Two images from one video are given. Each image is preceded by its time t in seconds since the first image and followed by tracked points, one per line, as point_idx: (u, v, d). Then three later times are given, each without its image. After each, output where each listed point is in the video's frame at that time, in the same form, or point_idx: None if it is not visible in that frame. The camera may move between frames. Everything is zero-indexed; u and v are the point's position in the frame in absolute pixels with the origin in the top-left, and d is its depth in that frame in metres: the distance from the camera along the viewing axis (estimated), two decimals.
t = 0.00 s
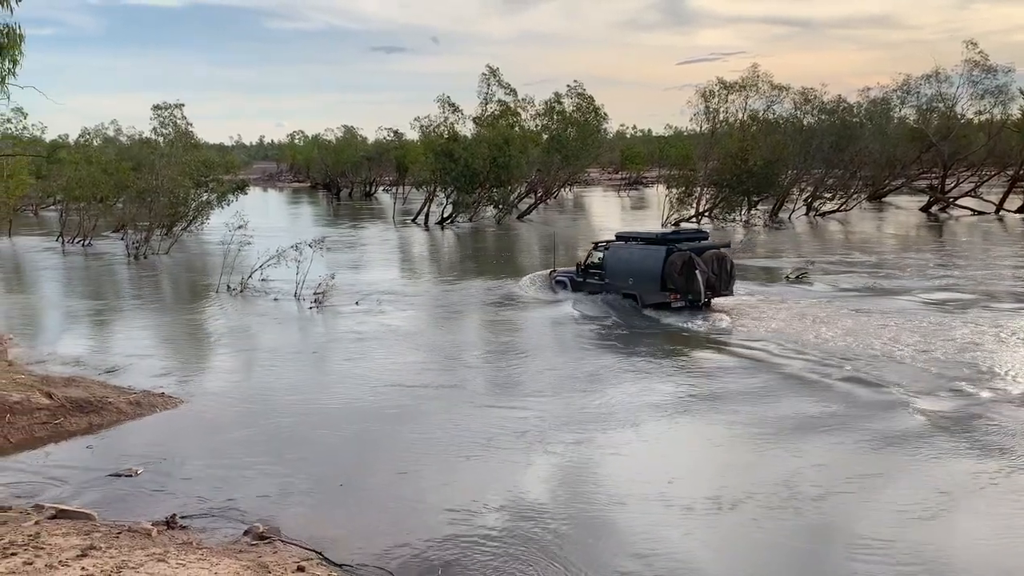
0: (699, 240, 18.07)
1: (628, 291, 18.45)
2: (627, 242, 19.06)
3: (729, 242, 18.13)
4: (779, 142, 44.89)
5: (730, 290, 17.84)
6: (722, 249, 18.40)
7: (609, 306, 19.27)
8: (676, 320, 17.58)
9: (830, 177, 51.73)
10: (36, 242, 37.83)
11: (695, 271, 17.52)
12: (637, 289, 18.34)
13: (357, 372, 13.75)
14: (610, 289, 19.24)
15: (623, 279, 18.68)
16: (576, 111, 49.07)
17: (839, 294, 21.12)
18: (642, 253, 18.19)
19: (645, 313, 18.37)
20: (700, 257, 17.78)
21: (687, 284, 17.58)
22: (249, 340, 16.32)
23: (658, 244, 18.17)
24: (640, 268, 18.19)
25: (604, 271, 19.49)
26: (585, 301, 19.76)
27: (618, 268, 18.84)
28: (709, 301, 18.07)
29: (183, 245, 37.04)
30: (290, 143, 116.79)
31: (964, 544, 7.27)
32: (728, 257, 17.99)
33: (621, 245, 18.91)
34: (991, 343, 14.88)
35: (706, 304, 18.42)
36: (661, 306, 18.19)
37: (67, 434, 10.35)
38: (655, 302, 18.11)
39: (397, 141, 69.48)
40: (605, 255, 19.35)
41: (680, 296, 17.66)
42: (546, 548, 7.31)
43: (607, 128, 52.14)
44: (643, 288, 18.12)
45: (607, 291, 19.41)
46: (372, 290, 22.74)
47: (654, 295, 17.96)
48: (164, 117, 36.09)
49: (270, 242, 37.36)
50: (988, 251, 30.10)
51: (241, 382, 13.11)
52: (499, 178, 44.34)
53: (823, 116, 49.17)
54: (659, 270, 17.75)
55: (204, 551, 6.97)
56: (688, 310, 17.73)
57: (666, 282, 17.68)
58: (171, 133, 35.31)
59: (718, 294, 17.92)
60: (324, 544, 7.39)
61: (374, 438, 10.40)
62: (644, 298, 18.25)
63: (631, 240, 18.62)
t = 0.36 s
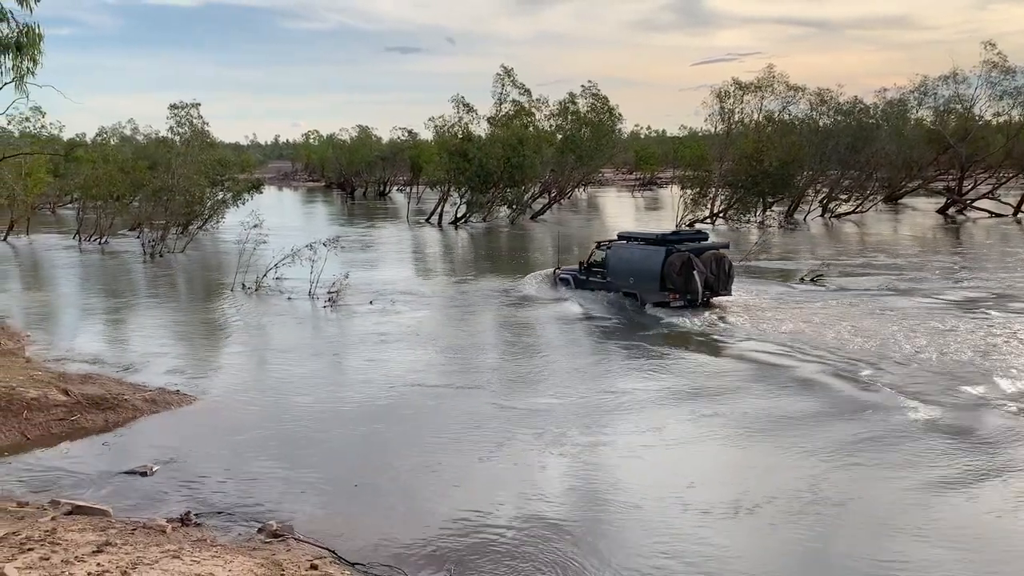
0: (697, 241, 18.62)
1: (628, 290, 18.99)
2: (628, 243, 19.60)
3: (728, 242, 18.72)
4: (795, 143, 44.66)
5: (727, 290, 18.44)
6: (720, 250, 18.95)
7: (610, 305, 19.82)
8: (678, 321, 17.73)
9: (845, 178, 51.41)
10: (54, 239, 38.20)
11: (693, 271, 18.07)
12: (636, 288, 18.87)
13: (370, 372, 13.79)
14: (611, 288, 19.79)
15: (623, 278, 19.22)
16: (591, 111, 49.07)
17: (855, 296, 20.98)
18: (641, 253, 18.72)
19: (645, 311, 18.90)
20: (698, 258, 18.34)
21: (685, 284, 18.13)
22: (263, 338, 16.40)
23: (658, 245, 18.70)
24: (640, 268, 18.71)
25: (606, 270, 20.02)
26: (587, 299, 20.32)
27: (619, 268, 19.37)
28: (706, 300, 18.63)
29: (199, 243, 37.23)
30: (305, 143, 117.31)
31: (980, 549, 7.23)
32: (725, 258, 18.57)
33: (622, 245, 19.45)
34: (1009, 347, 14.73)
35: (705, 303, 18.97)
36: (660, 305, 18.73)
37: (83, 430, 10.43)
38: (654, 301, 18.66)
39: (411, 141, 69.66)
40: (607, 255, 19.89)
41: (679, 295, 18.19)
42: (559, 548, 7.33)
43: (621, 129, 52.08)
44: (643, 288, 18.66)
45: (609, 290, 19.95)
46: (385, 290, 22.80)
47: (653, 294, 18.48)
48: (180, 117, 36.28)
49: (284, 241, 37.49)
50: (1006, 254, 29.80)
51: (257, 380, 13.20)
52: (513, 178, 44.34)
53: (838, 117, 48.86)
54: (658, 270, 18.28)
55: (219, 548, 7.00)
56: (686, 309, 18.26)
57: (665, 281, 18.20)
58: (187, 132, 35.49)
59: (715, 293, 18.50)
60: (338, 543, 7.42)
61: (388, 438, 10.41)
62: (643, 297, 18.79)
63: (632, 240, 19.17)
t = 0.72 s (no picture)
0: (697, 238, 18.89)
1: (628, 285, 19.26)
2: (628, 239, 19.89)
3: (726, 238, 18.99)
4: (808, 141, 44.43)
5: (725, 286, 18.71)
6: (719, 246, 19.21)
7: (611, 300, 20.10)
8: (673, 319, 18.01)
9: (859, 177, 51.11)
10: (68, 238, 38.45)
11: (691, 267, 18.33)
12: (636, 283, 19.14)
13: (381, 371, 13.81)
14: (611, 284, 20.08)
15: (623, 274, 19.50)
16: (602, 110, 49.05)
17: (868, 295, 20.86)
18: (641, 249, 19.00)
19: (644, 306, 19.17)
20: (697, 253, 18.64)
21: (683, 279, 18.39)
22: (275, 337, 16.44)
23: (657, 240, 18.97)
24: (640, 263, 18.98)
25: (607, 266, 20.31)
26: (588, 294, 20.60)
27: (620, 264, 19.65)
28: (705, 296, 18.88)
29: (212, 242, 37.36)
30: (317, 142, 117.59)
31: (993, 551, 7.18)
32: (724, 254, 18.82)
33: (623, 241, 19.73)
34: None
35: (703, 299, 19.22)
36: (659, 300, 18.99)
37: (98, 428, 10.49)
38: (653, 296, 18.92)
39: (423, 141, 69.74)
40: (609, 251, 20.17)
41: (677, 290, 18.46)
42: (569, 548, 7.33)
43: (632, 127, 51.98)
44: (642, 283, 18.93)
45: (609, 286, 20.25)
46: (397, 289, 22.83)
47: (652, 289, 18.75)
48: (193, 116, 36.41)
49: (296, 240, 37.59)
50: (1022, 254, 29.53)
51: (269, 378, 13.24)
52: (524, 177, 44.31)
53: (852, 115, 48.57)
54: (657, 265, 18.54)
55: (232, 545, 7.04)
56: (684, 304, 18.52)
57: (664, 276, 18.50)
58: (200, 131, 35.62)
59: (713, 289, 18.75)
60: (350, 542, 7.44)
61: (401, 438, 10.41)
62: (643, 292, 19.05)
63: (632, 236, 19.46)
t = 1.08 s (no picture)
0: (698, 236, 19.38)
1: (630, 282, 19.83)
2: (632, 237, 20.44)
3: (727, 236, 19.41)
4: (822, 139, 44.18)
5: (724, 284, 19.15)
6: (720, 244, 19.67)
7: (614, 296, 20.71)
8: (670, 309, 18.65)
9: (874, 174, 50.78)
10: (84, 239, 38.74)
11: (690, 265, 18.84)
12: (638, 281, 19.71)
13: (395, 372, 13.86)
14: (615, 281, 20.67)
15: (626, 271, 20.08)
16: (615, 109, 49.02)
17: (883, 293, 20.76)
18: (642, 247, 19.54)
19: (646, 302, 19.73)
20: (697, 252, 19.10)
21: (683, 277, 18.90)
22: (290, 337, 16.53)
23: (658, 239, 19.48)
24: (641, 261, 19.52)
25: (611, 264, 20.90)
26: (593, 290, 21.20)
27: (622, 261, 20.23)
28: (705, 293, 19.37)
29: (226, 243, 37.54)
30: (330, 142, 117.96)
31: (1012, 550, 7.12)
32: (724, 252, 19.25)
33: (626, 239, 20.26)
34: None
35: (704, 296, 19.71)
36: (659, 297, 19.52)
37: (115, 429, 10.57)
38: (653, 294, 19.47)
39: (435, 140, 69.81)
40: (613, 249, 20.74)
41: (676, 288, 18.97)
42: (584, 548, 7.33)
43: (645, 126, 51.87)
44: (644, 280, 19.46)
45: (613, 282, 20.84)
46: (411, 289, 22.87)
47: (653, 287, 19.28)
48: (208, 118, 36.60)
49: (310, 240, 37.73)
50: None
51: (285, 379, 13.32)
52: (537, 176, 44.30)
53: (866, 112, 48.27)
54: (658, 264, 19.07)
55: (248, 544, 7.08)
56: (684, 301, 19.06)
57: (664, 274, 18.99)
58: (215, 133, 35.85)
59: (713, 287, 19.23)
60: (366, 542, 7.45)
61: (417, 438, 10.46)
62: (644, 289, 19.60)
63: (634, 235, 20.00)
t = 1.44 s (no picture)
0: (692, 235, 20.08)
1: (627, 280, 20.47)
2: (627, 236, 21.09)
3: (720, 236, 20.13)
4: (831, 137, 44.01)
5: (718, 281, 19.91)
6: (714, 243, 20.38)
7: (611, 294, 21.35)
8: (666, 304, 19.35)
9: (883, 173, 50.55)
10: (94, 241, 38.92)
11: (685, 263, 19.53)
12: (634, 279, 20.34)
13: (403, 372, 13.88)
14: (612, 278, 21.31)
15: (622, 269, 20.72)
16: (623, 109, 48.98)
17: (894, 292, 20.67)
18: (638, 246, 20.20)
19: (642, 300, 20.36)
20: (692, 251, 19.80)
21: (678, 274, 19.59)
22: (299, 338, 16.56)
23: (653, 238, 20.16)
24: (637, 260, 20.17)
25: (608, 262, 21.53)
26: (591, 288, 21.74)
27: (619, 260, 20.87)
28: (699, 290, 20.11)
29: (235, 244, 37.63)
30: (339, 143, 118.27)
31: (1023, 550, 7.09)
32: (718, 250, 19.99)
33: (622, 238, 20.90)
34: None
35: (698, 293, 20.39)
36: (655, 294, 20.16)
37: (125, 430, 10.60)
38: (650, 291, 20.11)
39: (443, 141, 69.90)
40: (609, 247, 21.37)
41: (672, 285, 19.64)
42: (592, 548, 7.33)
43: (653, 125, 51.81)
44: (640, 279, 20.10)
45: (610, 280, 21.46)
46: (419, 289, 22.89)
47: (649, 285, 19.93)
48: (216, 119, 36.68)
49: (318, 241, 37.77)
50: None
51: (294, 380, 13.36)
52: (545, 176, 44.29)
53: (875, 111, 48.11)
54: (653, 262, 19.73)
55: (257, 545, 7.10)
56: (679, 297, 19.73)
57: (660, 272, 19.64)
58: (223, 134, 35.96)
59: (708, 284, 19.98)
60: (374, 542, 7.47)
61: (428, 438, 10.49)
62: (640, 287, 20.25)
63: (630, 234, 20.65)
